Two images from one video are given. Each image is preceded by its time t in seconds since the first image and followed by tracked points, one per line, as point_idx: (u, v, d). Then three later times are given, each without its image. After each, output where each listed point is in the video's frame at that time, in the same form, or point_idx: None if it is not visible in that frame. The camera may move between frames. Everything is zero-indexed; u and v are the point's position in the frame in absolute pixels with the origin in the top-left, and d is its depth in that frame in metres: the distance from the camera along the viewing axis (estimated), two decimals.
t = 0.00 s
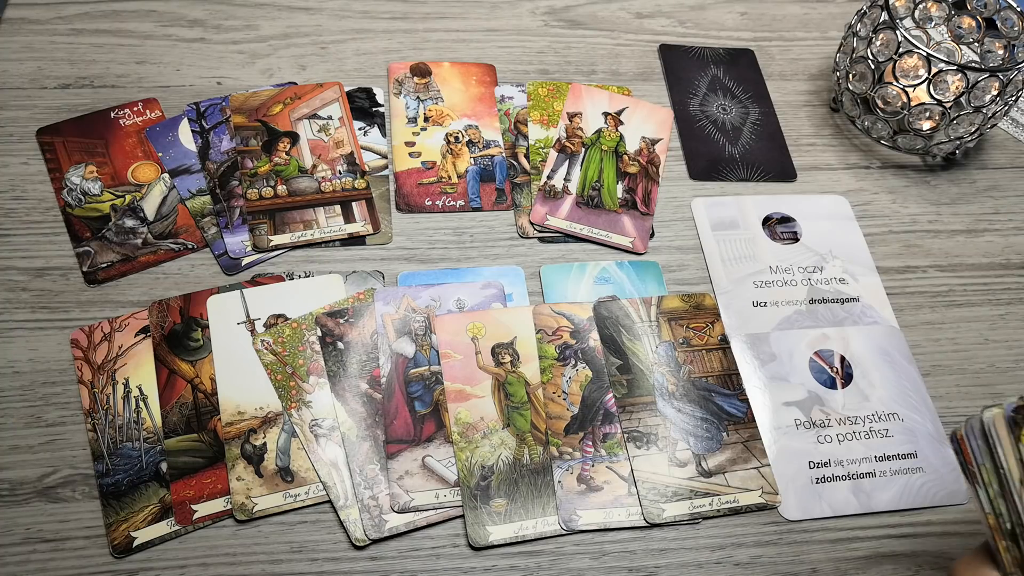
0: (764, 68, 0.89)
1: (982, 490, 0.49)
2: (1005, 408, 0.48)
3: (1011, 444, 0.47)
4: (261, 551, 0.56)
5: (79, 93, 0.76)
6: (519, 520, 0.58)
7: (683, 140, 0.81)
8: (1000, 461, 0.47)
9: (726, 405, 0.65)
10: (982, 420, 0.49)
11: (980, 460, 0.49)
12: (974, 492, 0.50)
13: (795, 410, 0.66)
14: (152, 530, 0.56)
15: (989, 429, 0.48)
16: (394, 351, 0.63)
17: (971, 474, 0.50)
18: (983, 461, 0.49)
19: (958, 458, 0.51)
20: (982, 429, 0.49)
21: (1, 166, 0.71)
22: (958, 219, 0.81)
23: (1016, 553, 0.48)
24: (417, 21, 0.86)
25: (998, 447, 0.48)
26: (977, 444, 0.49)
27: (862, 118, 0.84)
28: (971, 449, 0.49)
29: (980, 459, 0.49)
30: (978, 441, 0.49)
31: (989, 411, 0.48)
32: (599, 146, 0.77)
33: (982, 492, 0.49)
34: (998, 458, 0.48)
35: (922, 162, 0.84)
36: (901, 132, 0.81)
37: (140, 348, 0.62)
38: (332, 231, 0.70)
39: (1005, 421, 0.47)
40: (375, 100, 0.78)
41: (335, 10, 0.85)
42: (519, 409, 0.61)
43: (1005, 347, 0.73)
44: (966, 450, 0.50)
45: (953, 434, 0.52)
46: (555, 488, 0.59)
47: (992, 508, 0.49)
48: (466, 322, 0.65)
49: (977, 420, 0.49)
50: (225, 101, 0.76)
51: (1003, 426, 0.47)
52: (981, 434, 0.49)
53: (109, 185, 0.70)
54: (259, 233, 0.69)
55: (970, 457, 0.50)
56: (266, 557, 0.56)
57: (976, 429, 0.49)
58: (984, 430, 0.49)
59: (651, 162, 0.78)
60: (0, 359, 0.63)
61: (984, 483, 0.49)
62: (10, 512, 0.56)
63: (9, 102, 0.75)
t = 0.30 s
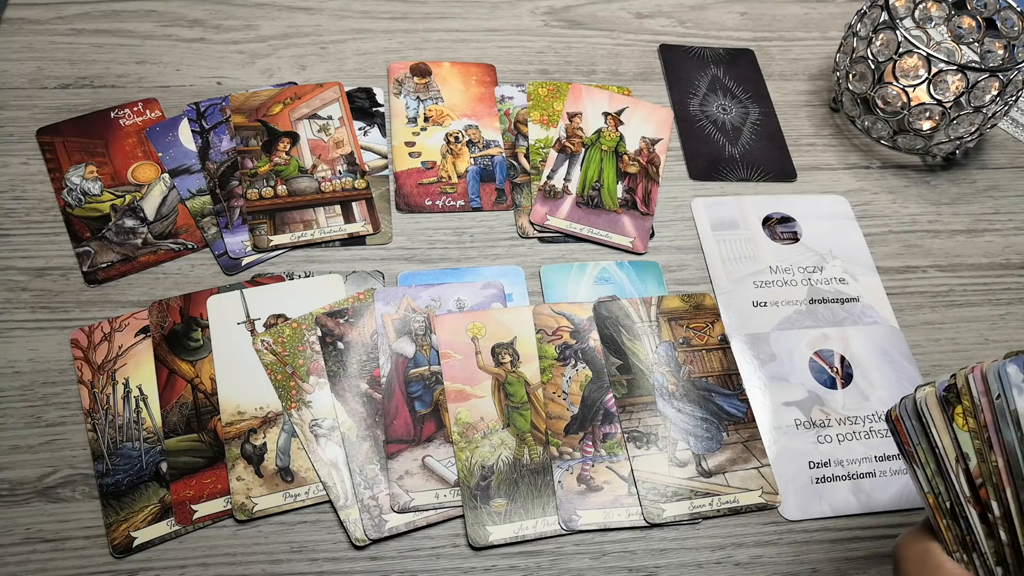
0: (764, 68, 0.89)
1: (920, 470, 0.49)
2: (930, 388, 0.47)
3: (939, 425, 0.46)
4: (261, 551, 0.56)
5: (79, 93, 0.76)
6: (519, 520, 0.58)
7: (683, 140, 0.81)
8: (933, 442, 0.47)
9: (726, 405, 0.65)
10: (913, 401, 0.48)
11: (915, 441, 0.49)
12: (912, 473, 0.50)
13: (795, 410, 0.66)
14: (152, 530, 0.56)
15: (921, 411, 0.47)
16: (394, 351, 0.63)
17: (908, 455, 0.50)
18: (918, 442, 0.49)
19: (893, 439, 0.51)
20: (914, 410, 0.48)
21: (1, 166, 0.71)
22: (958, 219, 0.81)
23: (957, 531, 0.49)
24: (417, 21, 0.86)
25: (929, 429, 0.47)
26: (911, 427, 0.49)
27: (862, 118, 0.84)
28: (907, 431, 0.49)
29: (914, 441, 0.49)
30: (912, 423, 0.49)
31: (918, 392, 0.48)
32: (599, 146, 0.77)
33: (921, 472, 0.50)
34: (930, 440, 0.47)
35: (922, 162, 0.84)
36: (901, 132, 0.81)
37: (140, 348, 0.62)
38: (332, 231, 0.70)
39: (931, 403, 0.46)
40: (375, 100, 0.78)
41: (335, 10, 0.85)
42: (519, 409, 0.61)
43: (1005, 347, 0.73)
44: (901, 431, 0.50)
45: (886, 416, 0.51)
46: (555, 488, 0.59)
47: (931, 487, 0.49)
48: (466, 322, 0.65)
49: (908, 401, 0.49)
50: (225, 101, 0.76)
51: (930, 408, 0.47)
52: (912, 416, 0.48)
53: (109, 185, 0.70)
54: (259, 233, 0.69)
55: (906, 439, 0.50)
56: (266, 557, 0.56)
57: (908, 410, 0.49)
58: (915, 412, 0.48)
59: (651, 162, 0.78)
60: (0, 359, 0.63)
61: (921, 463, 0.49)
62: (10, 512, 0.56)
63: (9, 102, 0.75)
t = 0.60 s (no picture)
0: (764, 68, 0.89)
1: (917, 475, 0.50)
2: (930, 394, 0.47)
3: (937, 432, 0.46)
4: (261, 551, 0.56)
5: (79, 93, 0.76)
6: (519, 520, 0.58)
7: (683, 140, 0.81)
8: (930, 448, 0.47)
9: (726, 405, 0.65)
10: (912, 406, 0.48)
11: (912, 446, 0.49)
12: (909, 477, 0.51)
13: (795, 410, 0.66)
14: (152, 530, 0.56)
15: (919, 417, 0.47)
16: (394, 351, 0.63)
17: (906, 459, 0.50)
18: (916, 448, 0.49)
19: (892, 444, 0.51)
20: (913, 416, 0.48)
21: (1, 166, 0.71)
22: (958, 219, 0.81)
23: (951, 537, 0.49)
24: (417, 21, 0.86)
25: (927, 435, 0.47)
26: (909, 431, 0.49)
27: (862, 118, 0.84)
28: (904, 436, 0.49)
29: (912, 446, 0.49)
30: (910, 428, 0.49)
31: (918, 398, 0.48)
32: (599, 146, 0.77)
33: (918, 476, 0.50)
34: (928, 446, 0.47)
35: (922, 162, 0.84)
36: (901, 132, 0.81)
37: (140, 348, 0.62)
38: (332, 231, 0.70)
39: (930, 409, 0.46)
40: (375, 100, 0.78)
41: (335, 10, 0.85)
42: (519, 409, 0.61)
43: (1005, 347, 0.73)
44: (900, 436, 0.50)
45: (886, 419, 0.51)
46: (555, 488, 0.59)
47: (927, 493, 0.49)
48: (466, 322, 0.65)
49: (907, 406, 0.49)
50: (225, 101, 0.76)
51: (928, 414, 0.46)
52: (910, 422, 0.48)
53: (109, 185, 0.70)
54: (259, 233, 0.69)
55: (904, 443, 0.50)
56: (266, 557, 0.56)
57: (907, 415, 0.49)
58: (913, 417, 0.48)
59: (651, 162, 0.78)
60: (0, 359, 0.63)
61: (919, 469, 0.49)
62: (10, 512, 0.56)
63: (9, 102, 0.75)
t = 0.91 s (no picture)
0: (764, 68, 0.89)
1: (893, 476, 0.50)
2: (902, 395, 0.47)
3: (910, 432, 0.46)
4: (261, 551, 0.56)
5: (79, 93, 0.76)
6: (519, 520, 0.58)
7: (683, 140, 0.81)
8: (905, 449, 0.47)
9: (727, 405, 0.65)
10: (885, 407, 0.48)
11: (887, 447, 0.49)
12: (886, 478, 0.51)
13: (795, 410, 0.66)
14: (152, 530, 0.56)
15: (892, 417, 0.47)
16: (394, 351, 0.63)
17: (883, 460, 0.51)
18: (891, 448, 0.49)
19: (867, 446, 0.51)
20: (885, 417, 0.48)
21: (1, 166, 0.71)
22: (958, 219, 0.81)
23: (931, 536, 0.49)
24: (417, 21, 0.86)
25: (900, 436, 0.47)
26: (883, 432, 0.49)
27: (862, 119, 0.84)
28: (879, 437, 0.49)
29: (887, 447, 0.49)
30: (884, 429, 0.49)
31: (890, 399, 0.48)
32: (599, 146, 0.77)
33: (894, 477, 0.50)
34: (902, 446, 0.48)
35: (922, 162, 0.84)
36: (901, 132, 0.81)
37: (140, 348, 0.62)
38: (332, 231, 0.70)
39: (902, 409, 0.46)
40: (375, 100, 0.78)
41: (335, 10, 0.85)
42: (519, 409, 0.61)
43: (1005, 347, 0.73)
44: (875, 437, 0.50)
45: (861, 422, 0.51)
46: (555, 488, 0.59)
47: (904, 493, 0.49)
48: (466, 322, 0.65)
49: (880, 407, 0.49)
50: (225, 101, 0.76)
51: (901, 414, 0.46)
52: (883, 423, 0.48)
53: (109, 185, 0.70)
54: (259, 233, 0.69)
55: (879, 444, 0.50)
56: (266, 557, 0.56)
57: (880, 417, 0.49)
58: (886, 418, 0.48)
59: (651, 162, 0.78)
60: (0, 359, 0.63)
61: (895, 469, 0.49)
62: (10, 512, 0.56)
63: (9, 102, 0.75)
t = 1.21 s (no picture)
0: (764, 68, 0.89)
1: (916, 478, 0.49)
2: (928, 400, 0.46)
3: (937, 439, 0.45)
4: (261, 551, 0.56)
5: (79, 93, 0.76)
6: (519, 520, 0.58)
7: (683, 140, 0.81)
8: (930, 453, 0.46)
9: (726, 405, 0.65)
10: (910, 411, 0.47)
11: (912, 451, 0.48)
12: (910, 479, 0.50)
13: (795, 410, 0.66)
14: (152, 530, 0.56)
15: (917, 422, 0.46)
16: (394, 351, 0.63)
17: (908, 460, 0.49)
18: (916, 452, 0.48)
19: (893, 445, 0.50)
20: (912, 421, 0.47)
21: (1, 166, 0.71)
22: (958, 219, 0.81)
23: (952, 541, 0.49)
24: (417, 21, 0.86)
25: (926, 441, 0.46)
26: (908, 436, 0.48)
27: (862, 118, 0.84)
28: (904, 440, 0.48)
29: (912, 450, 0.48)
30: (909, 432, 0.48)
31: (918, 403, 0.46)
32: (599, 145, 0.77)
33: (918, 480, 0.49)
34: (927, 451, 0.46)
35: (922, 162, 0.84)
36: (901, 132, 0.81)
37: (140, 348, 0.62)
38: (332, 231, 0.70)
39: (928, 416, 0.45)
40: (375, 100, 0.78)
41: (335, 10, 0.85)
42: (519, 409, 0.61)
43: (1005, 347, 0.73)
44: (900, 439, 0.49)
45: (885, 422, 0.50)
46: (555, 488, 0.59)
47: (928, 496, 0.49)
48: (466, 322, 0.65)
49: (907, 410, 0.47)
50: (225, 101, 0.76)
51: (927, 420, 0.45)
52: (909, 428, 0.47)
53: (109, 185, 0.70)
54: (259, 233, 0.69)
55: (904, 446, 0.49)
56: (266, 557, 0.56)
57: (906, 420, 0.48)
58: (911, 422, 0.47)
59: (651, 162, 0.78)
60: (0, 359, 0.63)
61: (919, 473, 0.48)
62: (10, 512, 0.56)
63: (9, 102, 0.75)
